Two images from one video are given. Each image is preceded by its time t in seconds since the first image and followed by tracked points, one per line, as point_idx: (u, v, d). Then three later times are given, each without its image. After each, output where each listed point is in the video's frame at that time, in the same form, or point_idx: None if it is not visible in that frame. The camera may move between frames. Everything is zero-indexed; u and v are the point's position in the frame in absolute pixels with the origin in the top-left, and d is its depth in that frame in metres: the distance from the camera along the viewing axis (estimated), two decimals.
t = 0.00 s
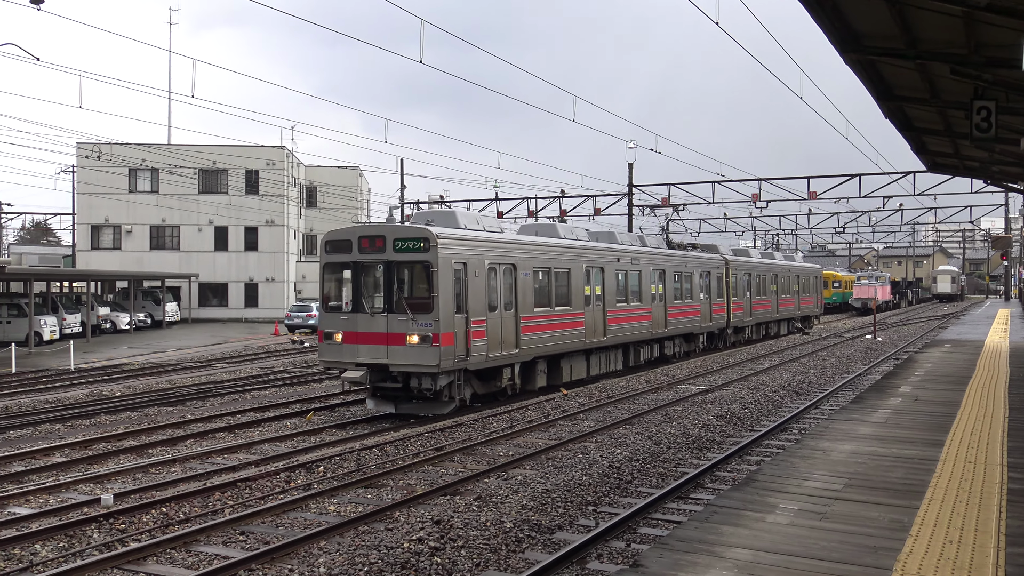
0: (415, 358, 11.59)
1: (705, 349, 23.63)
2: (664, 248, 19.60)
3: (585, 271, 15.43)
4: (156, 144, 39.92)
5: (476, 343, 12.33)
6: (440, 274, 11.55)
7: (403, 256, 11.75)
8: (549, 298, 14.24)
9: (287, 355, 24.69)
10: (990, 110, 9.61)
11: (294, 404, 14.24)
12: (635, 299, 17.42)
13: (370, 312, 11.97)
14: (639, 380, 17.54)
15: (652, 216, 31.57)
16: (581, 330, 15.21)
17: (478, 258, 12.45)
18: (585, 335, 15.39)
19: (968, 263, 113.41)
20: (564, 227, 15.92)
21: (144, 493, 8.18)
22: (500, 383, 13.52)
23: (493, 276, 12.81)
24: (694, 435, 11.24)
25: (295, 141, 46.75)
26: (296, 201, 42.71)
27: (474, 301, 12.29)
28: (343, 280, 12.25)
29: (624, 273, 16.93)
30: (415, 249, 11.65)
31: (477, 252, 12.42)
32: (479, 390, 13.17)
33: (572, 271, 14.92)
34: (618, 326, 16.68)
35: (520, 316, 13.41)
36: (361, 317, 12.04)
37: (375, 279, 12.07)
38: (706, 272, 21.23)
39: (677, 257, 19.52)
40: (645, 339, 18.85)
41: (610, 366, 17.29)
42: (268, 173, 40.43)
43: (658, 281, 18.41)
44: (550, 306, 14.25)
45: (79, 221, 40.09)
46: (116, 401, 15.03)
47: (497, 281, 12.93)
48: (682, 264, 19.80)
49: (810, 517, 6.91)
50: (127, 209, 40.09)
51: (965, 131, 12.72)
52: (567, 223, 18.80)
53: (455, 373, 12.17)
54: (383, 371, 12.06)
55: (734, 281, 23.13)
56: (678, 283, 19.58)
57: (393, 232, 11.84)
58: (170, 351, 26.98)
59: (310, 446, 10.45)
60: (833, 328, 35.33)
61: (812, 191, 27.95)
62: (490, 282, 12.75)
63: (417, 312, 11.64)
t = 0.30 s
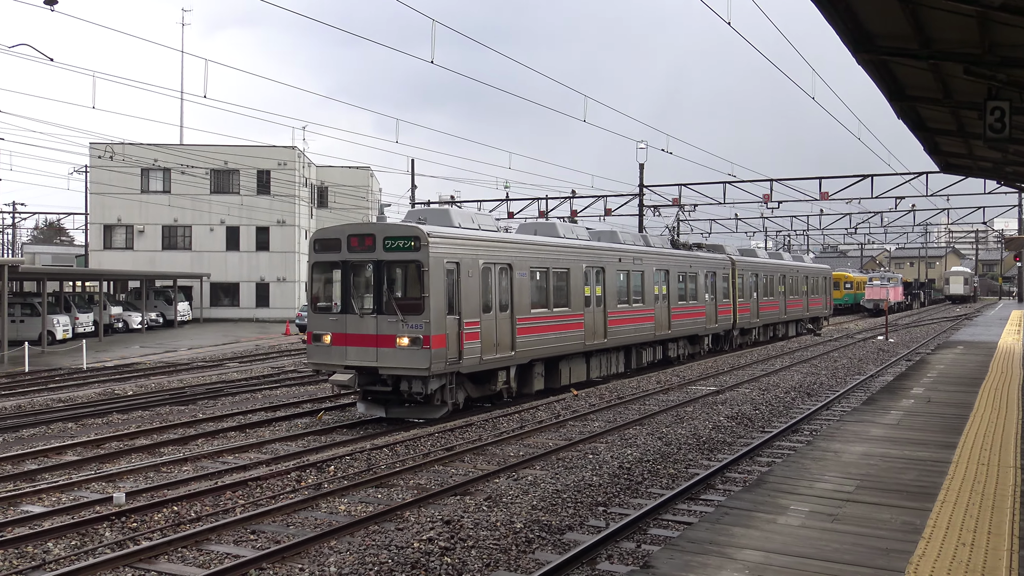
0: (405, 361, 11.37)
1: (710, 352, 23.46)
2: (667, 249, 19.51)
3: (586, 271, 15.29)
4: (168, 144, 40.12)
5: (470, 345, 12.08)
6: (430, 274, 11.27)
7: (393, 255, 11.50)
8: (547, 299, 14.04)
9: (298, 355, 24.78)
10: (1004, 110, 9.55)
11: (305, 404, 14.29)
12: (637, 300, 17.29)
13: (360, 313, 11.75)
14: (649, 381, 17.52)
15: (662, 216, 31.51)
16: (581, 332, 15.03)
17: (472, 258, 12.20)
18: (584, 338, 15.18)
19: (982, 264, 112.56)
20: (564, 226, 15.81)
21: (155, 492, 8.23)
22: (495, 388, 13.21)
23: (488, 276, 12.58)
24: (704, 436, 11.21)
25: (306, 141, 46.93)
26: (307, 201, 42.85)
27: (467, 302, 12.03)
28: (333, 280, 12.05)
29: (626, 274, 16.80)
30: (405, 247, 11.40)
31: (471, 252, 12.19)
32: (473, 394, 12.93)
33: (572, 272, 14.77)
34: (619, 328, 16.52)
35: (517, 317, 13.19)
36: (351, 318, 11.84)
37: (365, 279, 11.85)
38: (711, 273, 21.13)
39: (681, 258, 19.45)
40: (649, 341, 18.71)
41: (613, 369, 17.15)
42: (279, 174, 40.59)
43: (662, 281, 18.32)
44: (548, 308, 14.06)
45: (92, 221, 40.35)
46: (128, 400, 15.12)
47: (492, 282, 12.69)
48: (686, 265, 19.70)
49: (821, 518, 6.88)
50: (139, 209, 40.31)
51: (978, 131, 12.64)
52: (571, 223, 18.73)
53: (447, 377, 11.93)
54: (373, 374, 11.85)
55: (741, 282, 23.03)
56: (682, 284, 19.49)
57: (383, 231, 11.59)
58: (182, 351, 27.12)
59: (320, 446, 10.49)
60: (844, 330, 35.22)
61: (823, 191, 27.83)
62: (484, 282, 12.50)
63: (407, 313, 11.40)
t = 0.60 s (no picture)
0: (393, 364, 11.14)
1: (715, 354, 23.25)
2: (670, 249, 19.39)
3: (586, 271, 15.11)
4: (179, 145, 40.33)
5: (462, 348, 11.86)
6: (420, 275, 11.06)
7: (381, 255, 11.30)
8: (544, 300, 13.83)
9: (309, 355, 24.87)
10: (1018, 110, 9.47)
11: (315, 405, 14.33)
12: (640, 301, 17.14)
13: (347, 314, 11.54)
14: (659, 383, 17.50)
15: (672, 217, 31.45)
16: (579, 335, 14.81)
17: (465, 258, 11.98)
18: (582, 340, 14.97)
19: (994, 265, 111.96)
20: (564, 226, 15.70)
21: (166, 492, 8.27)
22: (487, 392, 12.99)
23: (481, 278, 12.37)
24: (715, 437, 11.17)
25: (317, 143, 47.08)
26: (318, 202, 42.98)
27: (459, 305, 11.81)
28: (321, 281, 11.86)
29: (627, 276, 16.63)
30: (394, 247, 11.20)
31: (462, 252, 11.93)
32: (466, 399, 12.64)
33: (576, 272, 14.76)
34: (620, 330, 16.31)
35: (511, 319, 12.99)
36: (338, 321, 11.64)
37: (353, 280, 11.65)
38: (716, 274, 21.00)
39: (686, 258, 19.35)
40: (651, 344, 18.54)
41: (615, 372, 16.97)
42: (290, 175, 40.73)
43: (665, 283, 18.19)
44: (545, 309, 13.87)
45: (105, 222, 40.60)
46: (140, 401, 15.21)
47: (486, 283, 12.48)
48: (690, 266, 19.57)
49: (833, 521, 6.85)
50: (151, 211, 40.51)
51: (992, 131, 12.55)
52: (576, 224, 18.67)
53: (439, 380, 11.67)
54: (361, 379, 11.63)
55: (746, 283, 22.90)
56: (686, 285, 19.37)
57: (372, 230, 11.40)
58: (193, 351, 27.26)
59: (330, 446, 10.52)
60: (855, 331, 35.07)
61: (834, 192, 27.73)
62: (478, 284, 12.29)
63: (396, 316, 11.19)
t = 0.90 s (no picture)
0: (379, 369, 10.65)
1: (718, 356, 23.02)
2: (671, 249, 19.22)
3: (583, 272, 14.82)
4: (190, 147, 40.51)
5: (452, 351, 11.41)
6: (407, 275, 10.59)
7: (367, 254, 10.85)
8: (540, 302, 13.48)
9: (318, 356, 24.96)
10: None
11: (325, 406, 14.38)
12: (640, 303, 16.92)
13: (332, 317, 11.07)
14: (669, 384, 17.45)
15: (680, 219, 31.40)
16: (576, 337, 14.53)
17: (455, 259, 11.54)
18: (580, 343, 14.64)
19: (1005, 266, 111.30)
20: (561, 226, 15.52)
21: (176, 492, 8.31)
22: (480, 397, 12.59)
23: (472, 279, 11.93)
24: (724, 439, 11.14)
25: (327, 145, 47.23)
26: (327, 204, 43.10)
27: (449, 307, 11.36)
28: (305, 282, 11.40)
29: (627, 277, 16.37)
30: (380, 247, 10.74)
31: (450, 251, 11.46)
32: (457, 404, 12.25)
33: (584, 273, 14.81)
34: (618, 333, 16.05)
35: (505, 322, 12.57)
36: (322, 323, 11.16)
37: (338, 281, 11.18)
38: (719, 275, 20.85)
39: (688, 258, 19.19)
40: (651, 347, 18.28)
41: (615, 375, 16.76)
42: (300, 176, 40.87)
43: (666, 284, 18.00)
44: (541, 312, 13.52)
45: (115, 224, 40.82)
46: (151, 401, 15.29)
47: (478, 284, 12.07)
48: (693, 266, 19.41)
49: (843, 523, 6.82)
50: (161, 212, 40.69)
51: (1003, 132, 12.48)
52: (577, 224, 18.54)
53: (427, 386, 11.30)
54: (346, 384, 11.15)
55: (751, 284, 22.78)
56: (687, 285, 19.16)
57: (358, 229, 10.96)
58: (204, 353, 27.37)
59: (340, 447, 10.54)
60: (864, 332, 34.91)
61: (844, 193, 27.64)
62: (469, 285, 11.86)
63: (382, 318, 10.71)
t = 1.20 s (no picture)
0: (362, 373, 10.40)
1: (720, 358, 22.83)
2: (671, 249, 19.04)
3: (578, 272, 14.61)
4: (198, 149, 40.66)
5: (438, 354, 11.15)
6: (390, 276, 10.34)
7: (350, 255, 10.60)
8: (531, 304, 13.26)
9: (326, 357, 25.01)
10: None
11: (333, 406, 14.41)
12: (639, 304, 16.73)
13: (315, 319, 10.82)
14: (677, 385, 17.46)
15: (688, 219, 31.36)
16: (570, 340, 14.30)
17: (442, 259, 11.29)
18: (574, 346, 14.41)
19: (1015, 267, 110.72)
20: (556, 225, 15.32)
21: (185, 493, 8.34)
22: (469, 402, 12.23)
23: (460, 280, 11.69)
24: (733, 440, 11.11)
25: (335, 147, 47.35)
26: (335, 205, 43.19)
27: (435, 309, 11.12)
28: (287, 283, 11.14)
29: (624, 278, 16.17)
30: (363, 247, 10.49)
31: (437, 251, 11.22)
32: (445, 408, 12.01)
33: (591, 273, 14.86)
34: (615, 335, 15.82)
35: (494, 324, 12.35)
36: (305, 326, 10.90)
37: (321, 282, 10.92)
38: (720, 276, 20.70)
39: (688, 259, 19.01)
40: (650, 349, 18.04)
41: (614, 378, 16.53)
42: (308, 178, 40.98)
43: (665, 285, 17.79)
44: (533, 314, 13.31)
45: (124, 226, 41.01)
46: (160, 403, 15.35)
47: (467, 285, 11.83)
48: (694, 267, 19.25)
49: (852, 524, 6.80)
50: (169, 214, 40.83)
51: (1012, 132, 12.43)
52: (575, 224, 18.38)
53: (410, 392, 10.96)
54: (329, 388, 10.90)
55: (753, 285, 22.64)
56: (688, 285, 18.98)
57: (340, 229, 10.72)
58: (213, 354, 27.44)
59: (349, 448, 10.59)
60: (874, 333, 34.78)
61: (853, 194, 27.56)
62: (457, 286, 11.61)
63: (365, 321, 10.46)
